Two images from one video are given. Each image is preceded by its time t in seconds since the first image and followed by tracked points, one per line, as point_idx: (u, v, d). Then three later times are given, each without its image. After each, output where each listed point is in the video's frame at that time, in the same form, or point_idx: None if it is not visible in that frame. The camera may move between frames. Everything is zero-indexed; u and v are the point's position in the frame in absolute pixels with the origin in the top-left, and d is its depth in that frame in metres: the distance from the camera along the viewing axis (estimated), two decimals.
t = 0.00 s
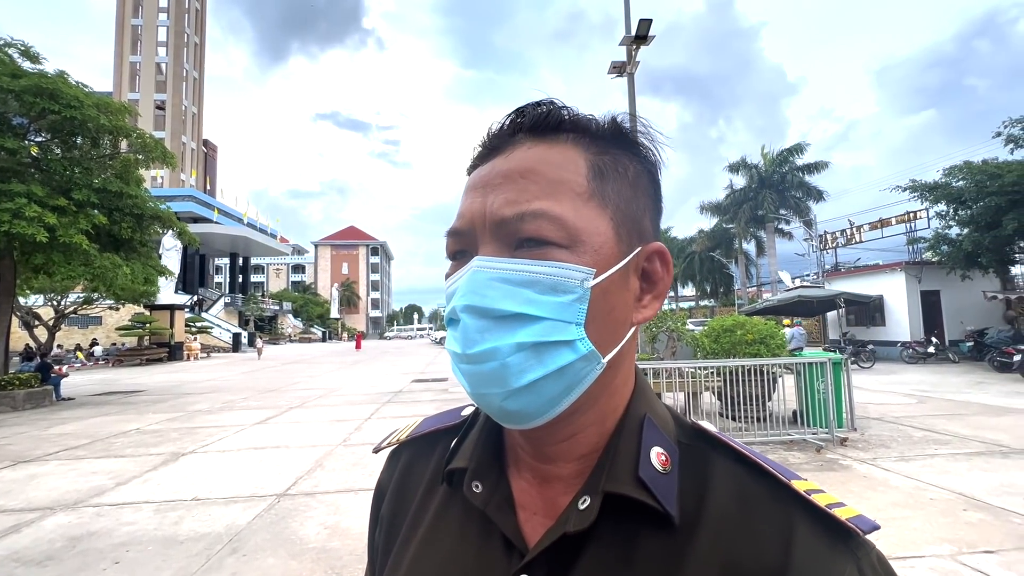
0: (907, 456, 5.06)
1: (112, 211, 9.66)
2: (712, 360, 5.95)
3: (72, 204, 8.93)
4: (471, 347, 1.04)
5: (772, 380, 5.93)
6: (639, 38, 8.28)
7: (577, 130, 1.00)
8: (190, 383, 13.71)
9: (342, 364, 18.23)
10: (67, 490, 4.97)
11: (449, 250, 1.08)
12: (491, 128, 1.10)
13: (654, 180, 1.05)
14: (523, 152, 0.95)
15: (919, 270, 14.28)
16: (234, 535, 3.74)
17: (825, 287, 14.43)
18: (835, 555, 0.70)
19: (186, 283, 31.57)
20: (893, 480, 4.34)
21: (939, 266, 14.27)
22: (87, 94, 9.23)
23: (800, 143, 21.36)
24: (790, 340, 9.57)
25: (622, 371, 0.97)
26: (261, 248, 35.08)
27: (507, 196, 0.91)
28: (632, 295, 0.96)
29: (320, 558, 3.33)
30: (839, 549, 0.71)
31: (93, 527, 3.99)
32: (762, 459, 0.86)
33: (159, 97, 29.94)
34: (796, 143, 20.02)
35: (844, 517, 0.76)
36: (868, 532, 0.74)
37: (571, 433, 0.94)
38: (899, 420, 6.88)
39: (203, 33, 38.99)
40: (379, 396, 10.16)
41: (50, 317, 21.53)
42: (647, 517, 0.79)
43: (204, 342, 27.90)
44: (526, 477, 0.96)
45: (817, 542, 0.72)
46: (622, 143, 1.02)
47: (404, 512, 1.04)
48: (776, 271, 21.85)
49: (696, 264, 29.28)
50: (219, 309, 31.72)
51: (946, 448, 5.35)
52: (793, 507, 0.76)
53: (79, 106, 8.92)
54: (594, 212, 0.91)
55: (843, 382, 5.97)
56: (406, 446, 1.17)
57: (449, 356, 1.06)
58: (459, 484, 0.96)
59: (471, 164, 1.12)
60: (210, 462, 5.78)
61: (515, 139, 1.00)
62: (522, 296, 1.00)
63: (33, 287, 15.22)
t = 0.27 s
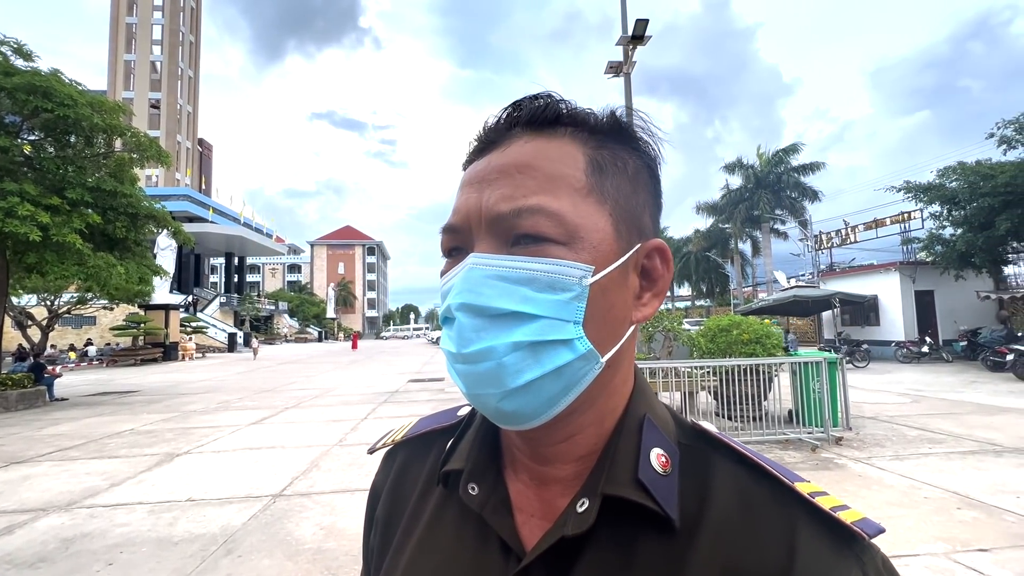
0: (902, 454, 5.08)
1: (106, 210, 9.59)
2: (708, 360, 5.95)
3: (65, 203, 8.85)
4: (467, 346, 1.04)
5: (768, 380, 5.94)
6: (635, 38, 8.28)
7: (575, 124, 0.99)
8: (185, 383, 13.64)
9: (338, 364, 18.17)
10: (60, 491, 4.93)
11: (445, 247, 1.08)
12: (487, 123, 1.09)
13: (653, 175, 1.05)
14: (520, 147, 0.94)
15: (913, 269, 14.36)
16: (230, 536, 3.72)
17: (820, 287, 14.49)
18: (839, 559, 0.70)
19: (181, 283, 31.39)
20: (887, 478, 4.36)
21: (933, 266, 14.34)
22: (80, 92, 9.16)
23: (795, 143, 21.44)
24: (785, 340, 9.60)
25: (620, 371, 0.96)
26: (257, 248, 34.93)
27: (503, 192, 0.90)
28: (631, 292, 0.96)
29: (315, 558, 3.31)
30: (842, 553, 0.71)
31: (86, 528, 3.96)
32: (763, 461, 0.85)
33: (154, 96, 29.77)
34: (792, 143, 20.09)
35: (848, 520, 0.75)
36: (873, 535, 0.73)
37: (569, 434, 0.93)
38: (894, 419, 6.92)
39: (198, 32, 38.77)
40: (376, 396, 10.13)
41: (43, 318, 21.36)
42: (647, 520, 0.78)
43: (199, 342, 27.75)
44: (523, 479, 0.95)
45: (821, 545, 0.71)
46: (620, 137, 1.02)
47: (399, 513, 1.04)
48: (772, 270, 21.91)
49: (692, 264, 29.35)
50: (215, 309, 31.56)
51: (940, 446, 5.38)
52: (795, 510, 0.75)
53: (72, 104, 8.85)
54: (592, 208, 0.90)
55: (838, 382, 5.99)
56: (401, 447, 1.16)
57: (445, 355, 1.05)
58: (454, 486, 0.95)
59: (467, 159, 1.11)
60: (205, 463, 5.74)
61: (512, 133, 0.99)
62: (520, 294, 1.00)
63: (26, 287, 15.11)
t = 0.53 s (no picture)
0: (898, 454, 5.09)
1: (102, 209, 9.52)
2: (705, 360, 5.95)
3: (60, 202, 8.78)
4: (477, 346, 1.02)
5: (765, 380, 5.94)
6: (634, 38, 8.26)
7: (585, 121, 0.98)
8: (180, 383, 13.57)
9: (335, 364, 18.12)
10: (55, 492, 4.89)
11: (453, 245, 1.06)
12: (495, 119, 1.08)
13: (664, 171, 1.04)
14: (530, 142, 0.93)
15: (909, 270, 14.41)
16: (227, 536, 3.69)
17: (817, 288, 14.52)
18: (859, 563, 0.69)
19: (177, 282, 31.25)
20: (884, 478, 4.36)
21: (929, 266, 14.40)
22: (76, 91, 9.09)
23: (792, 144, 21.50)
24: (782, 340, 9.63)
25: (632, 370, 0.95)
26: (253, 248, 34.80)
27: (513, 189, 0.89)
28: (643, 291, 0.95)
29: (313, 559, 3.29)
30: (862, 557, 0.69)
31: (82, 529, 3.92)
32: (779, 462, 0.84)
33: (150, 95, 29.62)
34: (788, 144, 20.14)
35: (868, 523, 0.74)
36: (894, 538, 0.72)
37: (580, 435, 0.92)
38: (890, 419, 6.93)
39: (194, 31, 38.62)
40: (373, 396, 10.11)
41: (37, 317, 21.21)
42: (660, 522, 0.77)
43: (195, 342, 27.61)
44: (532, 480, 0.93)
45: (839, 548, 0.70)
46: (630, 134, 1.01)
47: (405, 516, 1.02)
48: (768, 271, 21.97)
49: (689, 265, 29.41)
50: (211, 308, 31.42)
51: (936, 446, 5.40)
52: (813, 513, 0.74)
53: (68, 102, 8.79)
54: (604, 205, 0.89)
55: (834, 382, 6.00)
56: (407, 449, 1.15)
57: (453, 355, 1.04)
58: (462, 488, 0.93)
59: (475, 156, 1.10)
60: (202, 463, 5.71)
61: (521, 130, 0.98)
62: (530, 292, 0.98)
63: (20, 286, 15.01)
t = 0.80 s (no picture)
0: (896, 456, 5.09)
1: (99, 209, 9.47)
2: (704, 361, 5.94)
3: (57, 201, 8.73)
4: (481, 349, 1.00)
5: (763, 381, 5.93)
6: (633, 39, 8.25)
7: (592, 119, 0.96)
8: (177, 383, 13.51)
9: (332, 364, 18.08)
10: (50, 493, 4.85)
11: (457, 245, 1.04)
12: (499, 118, 1.06)
13: (672, 171, 1.02)
14: (536, 142, 0.91)
15: (906, 272, 14.44)
16: (223, 538, 3.66)
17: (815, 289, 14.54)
18: None
19: (174, 282, 31.13)
20: (881, 480, 4.36)
21: (926, 268, 14.42)
22: (73, 89, 9.04)
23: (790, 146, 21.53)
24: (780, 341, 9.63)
25: (640, 375, 0.93)
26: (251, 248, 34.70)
27: (519, 188, 0.87)
28: (652, 294, 0.93)
29: (310, 561, 3.26)
30: (880, 570, 0.68)
31: (77, 530, 3.88)
32: (791, 470, 0.82)
33: (147, 94, 29.51)
34: (786, 145, 20.17)
35: (886, 534, 0.72)
36: (913, 551, 0.70)
37: (586, 442, 0.90)
38: (888, 421, 6.93)
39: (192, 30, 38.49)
40: (370, 396, 10.08)
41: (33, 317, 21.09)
42: (670, 532, 0.75)
43: (192, 342, 27.51)
44: (537, 487, 0.91)
45: (856, 560, 0.68)
46: (638, 133, 0.99)
47: (407, 523, 1.00)
48: (766, 272, 21.99)
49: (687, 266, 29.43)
50: (208, 308, 31.32)
51: (934, 448, 5.40)
52: (829, 523, 0.72)
53: (65, 101, 8.74)
54: (613, 205, 0.87)
55: (833, 384, 6.00)
56: (408, 453, 1.13)
57: (456, 358, 1.02)
58: (466, 495, 0.91)
59: (478, 155, 1.08)
60: (199, 464, 5.67)
61: (527, 127, 0.96)
62: (536, 294, 0.96)
63: (16, 285, 14.92)
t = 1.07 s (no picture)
0: (894, 457, 5.08)
1: (96, 208, 9.43)
2: (702, 363, 5.93)
3: (54, 200, 8.69)
4: (474, 347, 0.98)
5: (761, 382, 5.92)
6: (632, 40, 8.25)
7: (588, 116, 0.95)
8: (175, 384, 13.46)
9: (330, 365, 18.04)
10: (45, 494, 4.82)
11: (450, 242, 1.03)
12: (494, 114, 1.05)
13: (668, 169, 1.01)
14: (531, 137, 0.90)
15: (903, 274, 14.46)
16: (219, 540, 3.63)
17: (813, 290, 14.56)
18: None
19: (172, 283, 31.05)
20: (879, 481, 4.35)
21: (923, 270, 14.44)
22: (70, 88, 9.01)
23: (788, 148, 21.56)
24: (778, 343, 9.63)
25: (635, 375, 0.92)
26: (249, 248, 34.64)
27: (514, 184, 0.86)
28: (648, 292, 0.91)
29: (307, 562, 3.24)
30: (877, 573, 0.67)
31: (72, 531, 3.86)
32: (788, 472, 0.81)
33: (146, 94, 29.46)
34: (785, 147, 20.20)
35: (884, 537, 0.72)
36: (911, 554, 0.69)
37: (581, 442, 0.88)
38: (886, 422, 6.93)
39: (190, 30, 38.45)
40: (368, 397, 10.05)
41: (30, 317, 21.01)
42: (664, 534, 0.74)
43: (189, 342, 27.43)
44: (531, 488, 0.90)
45: (854, 564, 0.67)
46: (635, 130, 0.98)
47: (399, 524, 0.98)
48: (765, 274, 22.01)
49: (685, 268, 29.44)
50: (206, 309, 31.24)
51: (931, 449, 5.39)
52: (824, 525, 0.71)
53: (62, 100, 8.70)
54: (608, 203, 0.86)
55: (831, 385, 5.98)
56: (402, 453, 1.11)
57: (448, 357, 1.00)
58: (458, 496, 0.90)
59: (473, 152, 1.07)
60: (195, 465, 5.64)
61: (522, 124, 0.95)
62: (530, 291, 0.95)
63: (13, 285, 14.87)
